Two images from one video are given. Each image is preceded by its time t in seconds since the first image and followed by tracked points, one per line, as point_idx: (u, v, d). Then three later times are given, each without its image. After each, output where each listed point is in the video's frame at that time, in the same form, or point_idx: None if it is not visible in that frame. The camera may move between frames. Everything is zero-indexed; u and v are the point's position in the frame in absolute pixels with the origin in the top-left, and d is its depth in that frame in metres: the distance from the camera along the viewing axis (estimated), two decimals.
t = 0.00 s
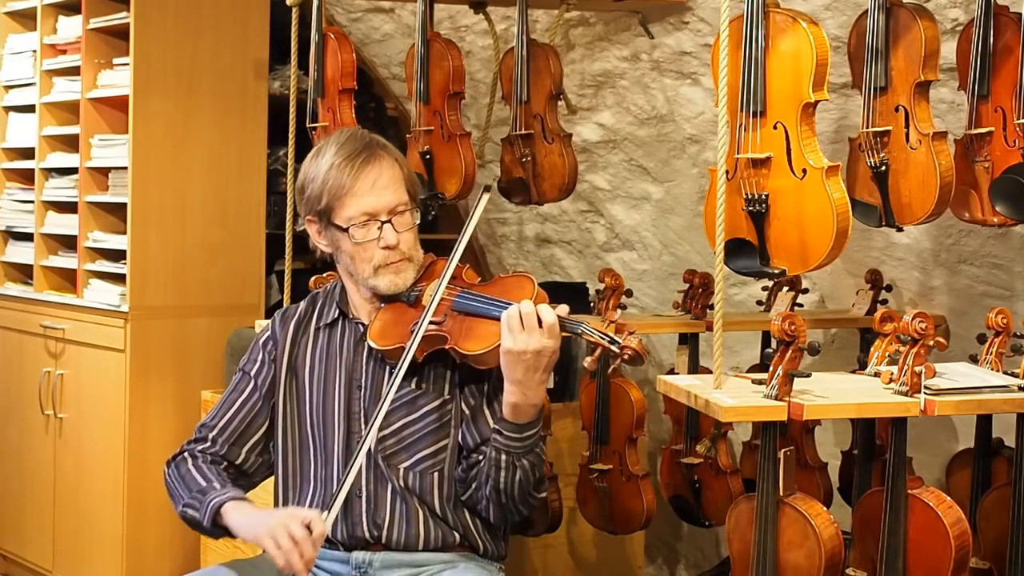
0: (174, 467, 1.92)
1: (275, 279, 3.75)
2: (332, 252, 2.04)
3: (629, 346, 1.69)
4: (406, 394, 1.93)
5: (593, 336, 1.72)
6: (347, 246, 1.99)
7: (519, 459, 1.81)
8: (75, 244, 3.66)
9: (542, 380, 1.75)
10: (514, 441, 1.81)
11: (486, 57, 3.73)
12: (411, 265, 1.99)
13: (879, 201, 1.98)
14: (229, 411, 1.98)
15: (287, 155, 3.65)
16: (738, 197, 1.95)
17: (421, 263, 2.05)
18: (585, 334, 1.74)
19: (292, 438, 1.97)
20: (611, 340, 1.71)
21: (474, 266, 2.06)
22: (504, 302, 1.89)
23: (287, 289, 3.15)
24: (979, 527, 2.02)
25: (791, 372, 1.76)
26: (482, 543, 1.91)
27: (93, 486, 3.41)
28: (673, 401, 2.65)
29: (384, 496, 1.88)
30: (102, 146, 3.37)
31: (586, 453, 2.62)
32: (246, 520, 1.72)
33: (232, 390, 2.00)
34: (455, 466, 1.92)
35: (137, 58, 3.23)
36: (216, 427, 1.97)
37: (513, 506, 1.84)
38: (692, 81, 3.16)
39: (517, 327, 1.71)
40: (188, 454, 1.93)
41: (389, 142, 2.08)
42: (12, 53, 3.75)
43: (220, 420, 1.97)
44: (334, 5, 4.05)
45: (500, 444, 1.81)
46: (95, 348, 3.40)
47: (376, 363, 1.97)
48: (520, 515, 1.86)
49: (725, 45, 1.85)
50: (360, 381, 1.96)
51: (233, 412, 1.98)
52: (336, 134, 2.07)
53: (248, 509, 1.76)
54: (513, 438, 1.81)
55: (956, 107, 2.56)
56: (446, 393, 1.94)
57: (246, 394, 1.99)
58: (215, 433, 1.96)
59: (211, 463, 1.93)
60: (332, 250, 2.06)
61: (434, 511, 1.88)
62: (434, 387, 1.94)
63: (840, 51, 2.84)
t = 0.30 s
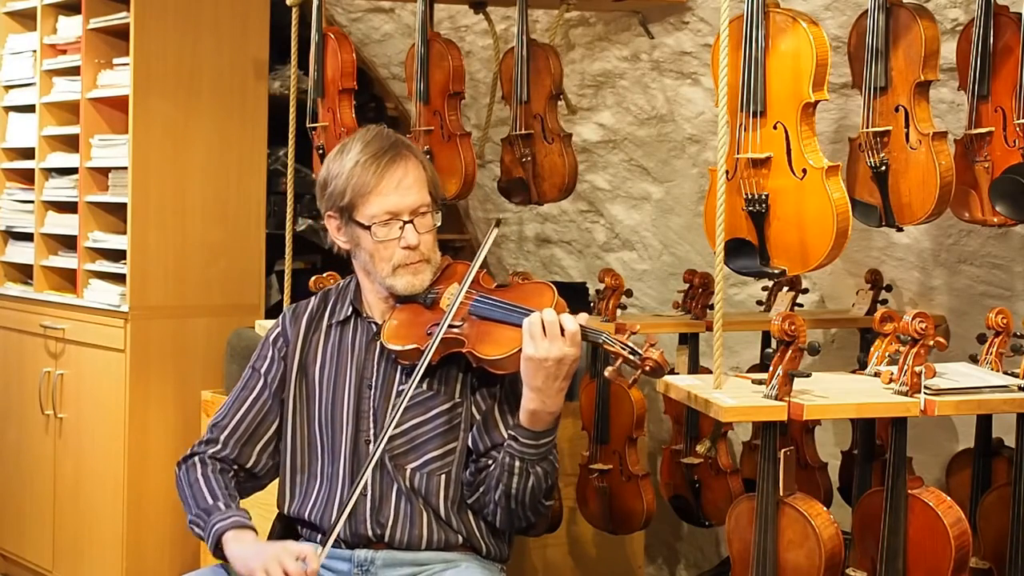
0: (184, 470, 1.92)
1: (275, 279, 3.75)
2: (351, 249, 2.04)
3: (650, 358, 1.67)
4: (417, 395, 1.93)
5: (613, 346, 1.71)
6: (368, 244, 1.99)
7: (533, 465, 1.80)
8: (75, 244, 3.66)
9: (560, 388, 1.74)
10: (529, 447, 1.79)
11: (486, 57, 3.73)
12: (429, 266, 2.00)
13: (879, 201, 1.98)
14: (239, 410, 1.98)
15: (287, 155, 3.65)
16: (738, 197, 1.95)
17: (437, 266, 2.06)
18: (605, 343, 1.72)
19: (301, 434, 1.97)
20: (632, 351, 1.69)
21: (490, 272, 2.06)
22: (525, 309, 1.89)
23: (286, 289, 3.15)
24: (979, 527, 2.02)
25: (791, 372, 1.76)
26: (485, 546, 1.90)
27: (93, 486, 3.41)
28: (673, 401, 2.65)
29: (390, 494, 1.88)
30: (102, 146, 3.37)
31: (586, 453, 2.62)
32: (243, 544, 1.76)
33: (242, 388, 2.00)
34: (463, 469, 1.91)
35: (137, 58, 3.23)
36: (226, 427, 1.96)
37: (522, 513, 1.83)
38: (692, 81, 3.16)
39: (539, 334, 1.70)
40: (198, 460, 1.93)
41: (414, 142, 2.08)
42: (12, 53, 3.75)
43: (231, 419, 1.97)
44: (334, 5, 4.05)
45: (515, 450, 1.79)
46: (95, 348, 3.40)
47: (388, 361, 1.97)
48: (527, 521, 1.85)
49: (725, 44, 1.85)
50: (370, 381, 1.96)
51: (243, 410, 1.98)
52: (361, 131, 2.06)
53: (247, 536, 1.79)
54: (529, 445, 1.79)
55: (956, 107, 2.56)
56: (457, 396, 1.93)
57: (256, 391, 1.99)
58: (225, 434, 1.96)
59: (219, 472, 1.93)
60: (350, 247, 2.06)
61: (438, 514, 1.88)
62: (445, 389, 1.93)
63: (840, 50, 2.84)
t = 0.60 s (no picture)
0: (186, 463, 1.92)
1: (275, 279, 3.75)
2: (355, 248, 2.05)
3: (656, 358, 1.65)
4: (420, 394, 1.93)
5: (619, 346, 1.70)
6: (371, 244, 1.99)
7: (539, 466, 1.80)
8: (75, 244, 3.66)
9: (567, 389, 1.74)
10: (535, 448, 1.79)
11: (486, 57, 3.73)
12: (433, 267, 2.00)
13: (879, 202, 1.98)
14: (241, 405, 1.98)
15: (287, 155, 3.65)
16: (738, 197, 1.95)
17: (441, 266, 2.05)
18: (611, 343, 1.72)
19: (303, 431, 1.97)
20: (637, 351, 1.69)
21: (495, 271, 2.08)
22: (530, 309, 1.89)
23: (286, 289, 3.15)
24: (979, 527, 2.02)
25: (791, 372, 1.76)
26: (486, 546, 1.90)
27: (93, 486, 3.41)
28: (673, 401, 2.65)
29: (391, 494, 1.88)
30: (102, 146, 3.37)
31: (586, 453, 2.62)
32: (245, 541, 1.76)
33: (244, 383, 2.01)
34: (466, 470, 1.91)
35: (137, 58, 3.23)
36: (228, 421, 1.97)
37: (526, 513, 1.82)
38: (692, 81, 3.16)
39: (545, 335, 1.70)
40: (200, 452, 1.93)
41: (417, 141, 2.08)
42: (12, 53, 3.75)
43: (233, 415, 1.97)
44: (334, 5, 4.05)
45: (521, 452, 1.79)
46: (95, 348, 3.40)
47: (392, 360, 1.98)
48: (531, 522, 1.84)
49: (725, 44, 1.85)
50: (374, 379, 1.97)
51: (245, 406, 1.98)
52: (366, 130, 2.06)
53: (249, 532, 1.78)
54: (535, 446, 1.79)
55: (956, 107, 2.56)
56: (461, 396, 1.94)
57: (259, 387, 2.00)
58: (226, 430, 1.96)
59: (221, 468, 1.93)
60: (354, 247, 2.06)
61: (440, 515, 1.88)
62: (448, 389, 1.94)
63: (840, 51, 2.84)
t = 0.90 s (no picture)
0: (175, 439, 1.92)
1: (275, 279, 3.75)
2: (346, 253, 2.05)
3: (651, 370, 1.68)
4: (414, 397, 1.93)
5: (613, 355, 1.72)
6: (362, 250, 1.99)
7: (550, 481, 1.76)
8: (75, 244, 3.66)
9: (585, 409, 1.70)
10: (548, 464, 1.75)
11: (486, 57, 3.73)
12: (426, 270, 2.00)
13: (879, 201, 1.98)
14: (231, 391, 1.99)
15: (287, 155, 3.65)
16: (738, 197, 1.95)
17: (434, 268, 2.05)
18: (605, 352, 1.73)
19: (296, 425, 1.98)
20: (633, 362, 1.71)
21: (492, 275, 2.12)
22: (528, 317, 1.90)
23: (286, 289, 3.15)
24: (979, 527, 2.02)
25: (791, 372, 1.76)
26: (484, 547, 1.90)
27: (93, 486, 3.41)
28: (673, 401, 2.65)
29: (388, 497, 1.88)
30: (102, 146, 3.37)
31: (586, 453, 2.62)
32: (274, 477, 1.74)
33: (236, 370, 2.01)
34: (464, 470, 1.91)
35: (137, 58, 3.23)
36: (218, 405, 1.97)
37: (530, 519, 1.80)
38: (692, 81, 3.16)
39: (573, 353, 1.65)
40: (190, 427, 1.93)
41: (406, 143, 2.08)
42: (12, 53, 3.75)
43: (222, 399, 1.98)
44: (334, 5, 4.05)
45: (532, 466, 1.76)
46: (95, 348, 3.40)
47: (386, 364, 1.97)
48: (535, 526, 1.83)
49: (725, 44, 1.85)
50: (369, 381, 1.96)
51: (236, 391, 1.99)
52: (353, 134, 2.06)
53: (275, 466, 1.79)
54: (548, 462, 1.75)
55: (956, 107, 2.56)
56: (456, 398, 1.93)
57: (251, 374, 2.00)
58: (216, 411, 1.96)
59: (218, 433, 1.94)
60: (346, 251, 2.06)
61: (437, 516, 1.88)
62: (442, 392, 1.93)
63: (840, 51, 2.84)
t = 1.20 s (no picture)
0: (174, 418, 1.92)
1: (275, 279, 3.75)
2: (344, 256, 2.04)
3: (648, 388, 1.71)
4: (412, 403, 1.92)
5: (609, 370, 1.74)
6: (361, 255, 1.98)
7: (551, 492, 1.76)
8: (75, 244, 3.66)
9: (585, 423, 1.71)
10: (549, 476, 1.75)
11: (486, 57, 3.73)
12: (425, 274, 1.99)
13: (879, 201, 1.98)
14: (230, 378, 1.98)
15: (287, 155, 3.65)
16: (738, 197, 1.95)
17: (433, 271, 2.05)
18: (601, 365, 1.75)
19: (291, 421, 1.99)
20: (630, 378, 1.73)
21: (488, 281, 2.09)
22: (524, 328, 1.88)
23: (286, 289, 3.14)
24: (979, 527, 2.02)
25: (791, 372, 1.76)
26: (483, 550, 1.90)
27: (93, 486, 3.41)
28: (673, 402, 2.65)
29: (387, 501, 1.87)
30: (102, 146, 3.37)
31: (586, 453, 2.62)
32: (298, 431, 1.74)
33: (234, 359, 2.01)
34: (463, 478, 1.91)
35: (137, 58, 3.23)
36: (217, 390, 1.96)
37: (530, 529, 1.80)
38: (692, 81, 3.16)
39: (565, 370, 1.65)
40: (190, 405, 1.93)
41: (404, 145, 2.08)
42: (12, 53, 3.75)
43: (221, 385, 1.97)
44: (334, 5, 4.05)
45: (533, 478, 1.76)
46: (95, 348, 3.40)
47: (383, 368, 1.97)
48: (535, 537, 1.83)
49: (725, 44, 1.85)
50: (365, 384, 1.96)
51: (234, 378, 1.98)
52: (352, 137, 2.06)
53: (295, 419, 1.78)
54: (548, 475, 1.76)
55: (956, 107, 2.56)
56: (454, 404, 1.93)
57: (249, 362, 2.00)
58: (216, 392, 1.96)
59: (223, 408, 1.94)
60: (344, 255, 2.06)
61: (436, 521, 1.88)
62: (440, 399, 1.93)
63: (840, 51, 2.84)
